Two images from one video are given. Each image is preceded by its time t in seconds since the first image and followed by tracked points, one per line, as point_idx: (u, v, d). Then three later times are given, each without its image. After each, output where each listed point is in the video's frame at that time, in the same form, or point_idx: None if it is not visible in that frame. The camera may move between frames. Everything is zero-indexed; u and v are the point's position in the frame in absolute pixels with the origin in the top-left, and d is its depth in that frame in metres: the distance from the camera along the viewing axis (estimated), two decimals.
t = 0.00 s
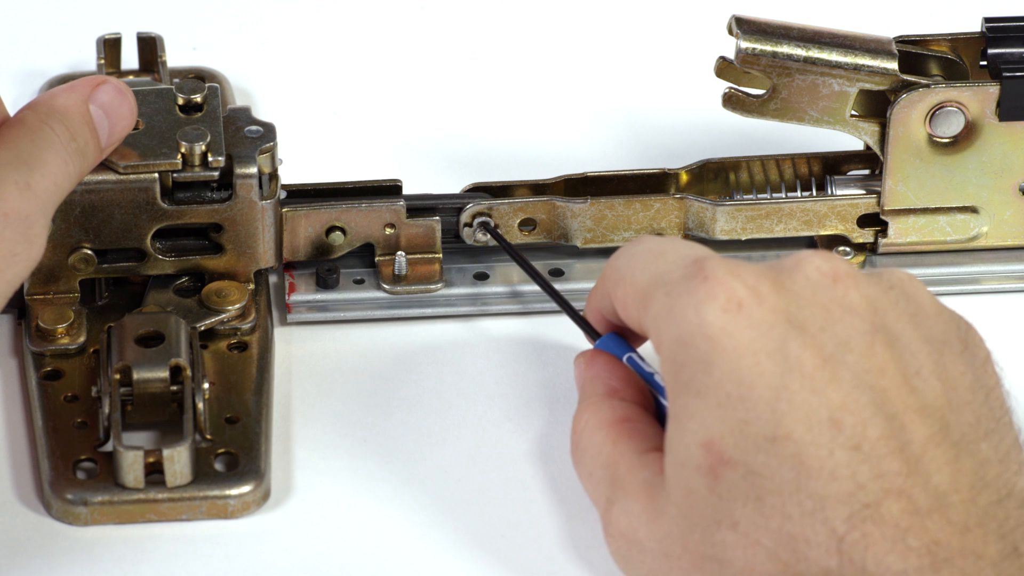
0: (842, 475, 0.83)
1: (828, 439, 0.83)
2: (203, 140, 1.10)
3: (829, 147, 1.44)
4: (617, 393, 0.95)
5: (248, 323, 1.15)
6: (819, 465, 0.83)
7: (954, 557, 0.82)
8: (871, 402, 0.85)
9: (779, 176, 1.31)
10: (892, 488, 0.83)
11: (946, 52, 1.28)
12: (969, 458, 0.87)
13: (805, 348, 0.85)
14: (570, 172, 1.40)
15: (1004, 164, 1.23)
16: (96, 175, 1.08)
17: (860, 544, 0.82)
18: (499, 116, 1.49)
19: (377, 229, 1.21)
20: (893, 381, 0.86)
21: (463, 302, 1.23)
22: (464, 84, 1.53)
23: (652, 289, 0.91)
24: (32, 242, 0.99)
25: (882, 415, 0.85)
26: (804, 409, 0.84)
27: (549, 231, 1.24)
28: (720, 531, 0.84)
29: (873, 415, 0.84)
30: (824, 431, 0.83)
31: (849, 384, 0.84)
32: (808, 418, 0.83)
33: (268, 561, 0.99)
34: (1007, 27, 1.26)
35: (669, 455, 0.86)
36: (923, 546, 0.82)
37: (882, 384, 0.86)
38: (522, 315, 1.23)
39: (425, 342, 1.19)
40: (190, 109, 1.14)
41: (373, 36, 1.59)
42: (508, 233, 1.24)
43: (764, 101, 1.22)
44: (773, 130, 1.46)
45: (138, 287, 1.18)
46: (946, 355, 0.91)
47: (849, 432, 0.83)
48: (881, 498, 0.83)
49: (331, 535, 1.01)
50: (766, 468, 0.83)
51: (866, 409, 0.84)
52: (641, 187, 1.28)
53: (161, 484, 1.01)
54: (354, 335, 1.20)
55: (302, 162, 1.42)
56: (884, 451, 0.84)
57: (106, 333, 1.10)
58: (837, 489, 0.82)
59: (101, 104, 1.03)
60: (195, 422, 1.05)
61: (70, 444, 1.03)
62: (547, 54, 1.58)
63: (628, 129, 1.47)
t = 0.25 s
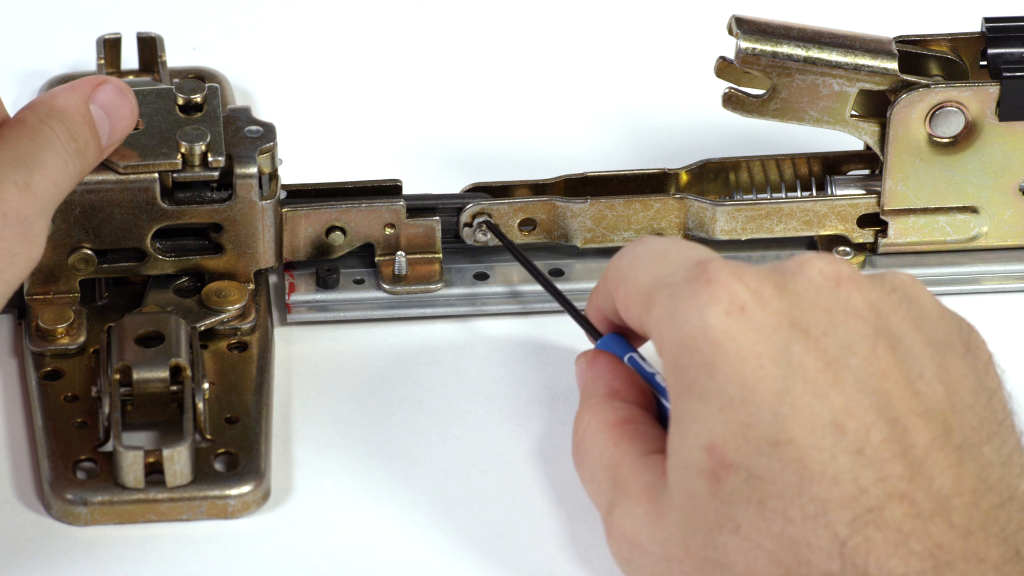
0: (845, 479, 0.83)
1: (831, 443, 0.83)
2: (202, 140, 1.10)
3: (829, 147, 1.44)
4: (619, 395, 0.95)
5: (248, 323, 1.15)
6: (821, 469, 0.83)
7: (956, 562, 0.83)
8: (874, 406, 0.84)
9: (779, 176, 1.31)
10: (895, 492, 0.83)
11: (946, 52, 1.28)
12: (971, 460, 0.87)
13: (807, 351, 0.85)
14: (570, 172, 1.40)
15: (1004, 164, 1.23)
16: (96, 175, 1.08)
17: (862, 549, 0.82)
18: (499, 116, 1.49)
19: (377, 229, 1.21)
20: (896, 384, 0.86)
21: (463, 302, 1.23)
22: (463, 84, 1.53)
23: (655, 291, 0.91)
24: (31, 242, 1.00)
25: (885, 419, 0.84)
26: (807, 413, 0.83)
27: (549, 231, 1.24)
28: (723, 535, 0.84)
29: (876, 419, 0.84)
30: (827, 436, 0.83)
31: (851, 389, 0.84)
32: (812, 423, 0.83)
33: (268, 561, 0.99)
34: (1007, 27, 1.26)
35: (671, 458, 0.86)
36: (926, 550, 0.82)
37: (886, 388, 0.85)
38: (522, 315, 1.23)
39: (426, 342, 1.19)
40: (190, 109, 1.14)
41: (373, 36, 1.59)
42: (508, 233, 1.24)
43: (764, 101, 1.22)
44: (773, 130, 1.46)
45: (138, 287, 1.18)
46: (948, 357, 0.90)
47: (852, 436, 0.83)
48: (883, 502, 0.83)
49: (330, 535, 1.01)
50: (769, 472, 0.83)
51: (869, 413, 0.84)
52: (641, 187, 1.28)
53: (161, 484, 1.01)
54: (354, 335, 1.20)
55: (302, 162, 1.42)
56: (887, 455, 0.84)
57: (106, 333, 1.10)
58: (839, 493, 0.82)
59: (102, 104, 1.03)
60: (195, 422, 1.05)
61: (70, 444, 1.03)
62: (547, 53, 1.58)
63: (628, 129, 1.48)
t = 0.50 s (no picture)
0: (846, 480, 0.83)
1: (832, 444, 0.83)
2: (202, 140, 1.10)
3: (829, 147, 1.44)
4: (619, 393, 0.95)
5: (248, 323, 1.15)
6: (823, 470, 0.83)
7: (957, 562, 0.83)
8: (875, 406, 0.85)
9: (779, 177, 1.31)
10: (897, 492, 0.83)
11: (945, 52, 1.28)
12: (971, 461, 0.87)
13: (808, 351, 0.85)
14: (570, 172, 1.40)
15: (1004, 164, 1.23)
16: (96, 175, 1.08)
17: (863, 549, 0.82)
18: (499, 116, 1.49)
19: (377, 229, 1.21)
20: (897, 385, 0.86)
21: (463, 302, 1.23)
22: (464, 84, 1.53)
23: (656, 291, 0.91)
24: (32, 244, 0.99)
25: (886, 419, 0.85)
26: (808, 414, 0.83)
27: (549, 231, 1.24)
28: (723, 535, 0.84)
29: (877, 420, 0.84)
30: (828, 436, 0.83)
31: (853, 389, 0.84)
32: (813, 423, 0.83)
33: (268, 561, 0.99)
34: (1007, 27, 1.26)
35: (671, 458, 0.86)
36: (927, 551, 0.82)
37: (887, 388, 0.86)
38: (523, 315, 1.23)
39: (425, 343, 1.19)
40: (190, 109, 1.14)
41: (373, 36, 1.59)
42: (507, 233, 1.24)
43: (764, 101, 1.22)
44: (773, 130, 1.46)
45: (138, 287, 1.18)
46: (949, 357, 0.90)
47: (853, 437, 0.83)
48: (885, 502, 0.83)
49: (330, 535, 1.01)
50: (771, 473, 0.83)
51: (870, 414, 0.84)
52: (641, 187, 1.28)
53: (161, 484, 1.01)
54: (354, 335, 1.20)
55: (302, 162, 1.42)
56: (888, 456, 0.84)
57: (106, 333, 1.10)
58: (841, 494, 0.82)
59: (102, 104, 1.03)
60: (195, 422, 1.05)
61: (70, 444, 1.03)
62: (546, 54, 1.58)
63: (628, 129, 1.47)
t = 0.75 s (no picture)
0: (845, 501, 0.83)
1: (832, 464, 0.82)
2: (203, 140, 1.10)
3: (829, 148, 1.44)
4: (621, 368, 0.94)
5: (248, 323, 1.15)
6: (821, 491, 0.82)
7: None
8: (876, 425, 0.83)
9: (779, 177, 1.31)
10: (895, 512, 0.83)
11: (945, 52, 1.28)
12: (971, 473, 0.87)
13: (810, 368, 0.83)
14: (570, 172, 1.41)
15: (1004, 164, 1.23)
16: (96, 175, 1.08)
17: (862, 570, 0.83)
18: (499, 116, 1.49)
19: (377, 230, 1.21)
20: (898, 400, 0.84)
21: (464, 302, 1.22)
22: (464, 85, 1.53)
23: (656, 288, 0.87)
24: (32, 245, 0.99)
25: (887, 438, 0.84)
26: (809, 436, 0.82)
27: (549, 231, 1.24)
28: (723, 548, 0.85)
29: (877, 439, 0.83)
30: (829, 456, 0.82)
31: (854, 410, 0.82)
32: (812, 445, 0.82)
33: (269, 562, 0.99)
34: (1007, 27, 1.26)
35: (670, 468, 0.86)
36: (925, 567, 0.83)
37: (887, 404, 0.84)
38: (521, 317, 1.22)
39: (425, 342, 1.19)
40: (190, 109, 1.14)
41: (373, 36, 1.59)
42: (508, 233, 1.24)
43: (764, 101, 1.22)
44: (773, 130, 1.46)
45: (138, 287, 1.18)
46: (950, 364, 0.89)
47: (853, 457, 0.82)
48: (883, 523, 0.83)
49: (329, 535, 1.01)
50: (769, 493, 0.83)
51: (871, 434, 0.83)
52: (641, 187, 1.28)
53: (161, 483, 1.01)
54: (354, 335, 1.20)
55: (302, 162, 1.42)
56: (888, 476, 0.83)
57: (106, 333, 1.10)
58: (840, 516, 0.83)
59: (102, 104, 1.03)
60: (195, 422, 1.05)
61: (70, 444, 1.03)
62: (546, 53, 1.58)
63: (628, 129, 1.48)
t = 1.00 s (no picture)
0: (844, 501, 0.82)
1: (832, 465, 0.82)
2: (203, 140, 1.10)
3: (829, 147, 1.44)
4: (622, 364, 0.94)
5: (248, 323, 1.15)
6: (821, 489, 0.82)
7: None
8: (876, 425, 0.83)
9: (779, 177, 1.31)
10: (894, 511, 0.83)
11: (945, 52, 1.28)
12: (971, 472, 0.87)
13: (810, 368, 0.82)
14: (570, 172, 1.40)
15: (1004, 164, 1.23)
16: (96, 175, 1.08)
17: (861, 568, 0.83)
18: (499, 116, 1.49)
19: (377, 229, 1.21)
20: (898, 401, 0.84)
21: (464, 302, 1.22)
22: (464, 85, 1.53)
23: (657, 287, 0.86)
24: (32, 245, 0.99)
25: (887, 437, 0.83)
26: (809, 435, 0.81)
27: (549, 231, 1.24)
28: (722, 547, 0.85)
29: (877, 439, 0.83)
30: (829, 456, 0.82)
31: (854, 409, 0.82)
32: (812, 444, 0.81)
33: (268, 561, 0.99)
34: (1007, 27, 1.26)
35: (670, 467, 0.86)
36: (923, 568, 0.83)
37: (887, 405, 0.83)
38: (520, 317, 1.22)
39: (425, 342, 1.19)
40: (190, 109, 1.14)
41: (373, 36, 1.59)
42: (508, 233, 1.24)
43: (764, 101, 1.22)
44: (772, 130, 1.46)
45: (138, 286, 1.18)
46: (950, 363, 0.88)
47: (853, 456, 0.82)
48: (882, 522, 0.83)
49: (330, 535, 1.01)
50: (768, 492, 0.83)
51: (871, 434, 0.82)
52: (641, 187, 1.28)
53: (161, 484, 1.01)
54: (355, 335, 1.20)
55: (302, 162, 1.42)
56: (887, 477, 0.83)
57: (106, 333, 1.10)
58: (839, 514, 0.82)
59: (102, 105, 1.03)
60: (195, 422, 1.05)
61: (70, 444, 1.03)
62: (546, 53, 1.58)
63: (628, 129, 1.48)
